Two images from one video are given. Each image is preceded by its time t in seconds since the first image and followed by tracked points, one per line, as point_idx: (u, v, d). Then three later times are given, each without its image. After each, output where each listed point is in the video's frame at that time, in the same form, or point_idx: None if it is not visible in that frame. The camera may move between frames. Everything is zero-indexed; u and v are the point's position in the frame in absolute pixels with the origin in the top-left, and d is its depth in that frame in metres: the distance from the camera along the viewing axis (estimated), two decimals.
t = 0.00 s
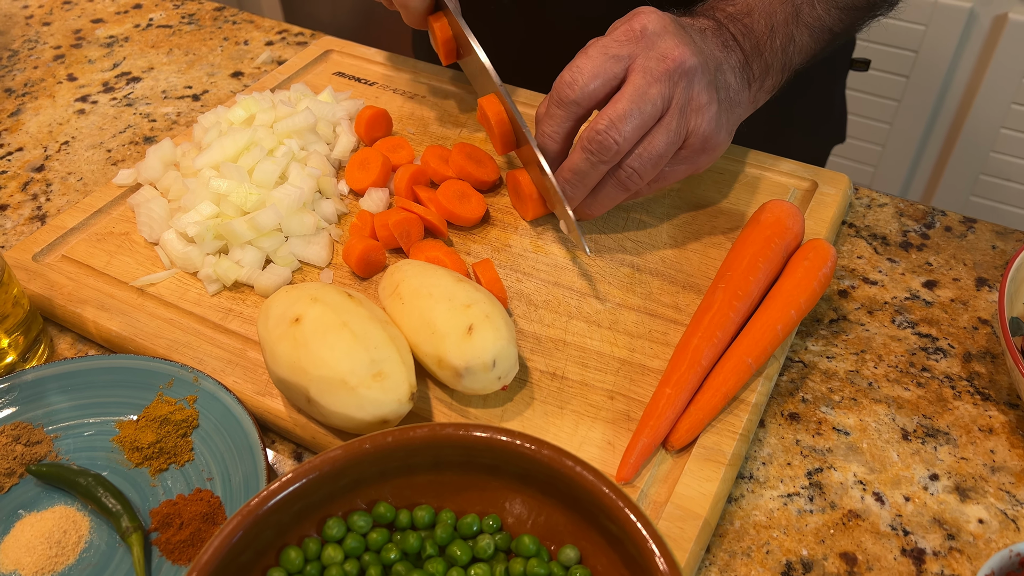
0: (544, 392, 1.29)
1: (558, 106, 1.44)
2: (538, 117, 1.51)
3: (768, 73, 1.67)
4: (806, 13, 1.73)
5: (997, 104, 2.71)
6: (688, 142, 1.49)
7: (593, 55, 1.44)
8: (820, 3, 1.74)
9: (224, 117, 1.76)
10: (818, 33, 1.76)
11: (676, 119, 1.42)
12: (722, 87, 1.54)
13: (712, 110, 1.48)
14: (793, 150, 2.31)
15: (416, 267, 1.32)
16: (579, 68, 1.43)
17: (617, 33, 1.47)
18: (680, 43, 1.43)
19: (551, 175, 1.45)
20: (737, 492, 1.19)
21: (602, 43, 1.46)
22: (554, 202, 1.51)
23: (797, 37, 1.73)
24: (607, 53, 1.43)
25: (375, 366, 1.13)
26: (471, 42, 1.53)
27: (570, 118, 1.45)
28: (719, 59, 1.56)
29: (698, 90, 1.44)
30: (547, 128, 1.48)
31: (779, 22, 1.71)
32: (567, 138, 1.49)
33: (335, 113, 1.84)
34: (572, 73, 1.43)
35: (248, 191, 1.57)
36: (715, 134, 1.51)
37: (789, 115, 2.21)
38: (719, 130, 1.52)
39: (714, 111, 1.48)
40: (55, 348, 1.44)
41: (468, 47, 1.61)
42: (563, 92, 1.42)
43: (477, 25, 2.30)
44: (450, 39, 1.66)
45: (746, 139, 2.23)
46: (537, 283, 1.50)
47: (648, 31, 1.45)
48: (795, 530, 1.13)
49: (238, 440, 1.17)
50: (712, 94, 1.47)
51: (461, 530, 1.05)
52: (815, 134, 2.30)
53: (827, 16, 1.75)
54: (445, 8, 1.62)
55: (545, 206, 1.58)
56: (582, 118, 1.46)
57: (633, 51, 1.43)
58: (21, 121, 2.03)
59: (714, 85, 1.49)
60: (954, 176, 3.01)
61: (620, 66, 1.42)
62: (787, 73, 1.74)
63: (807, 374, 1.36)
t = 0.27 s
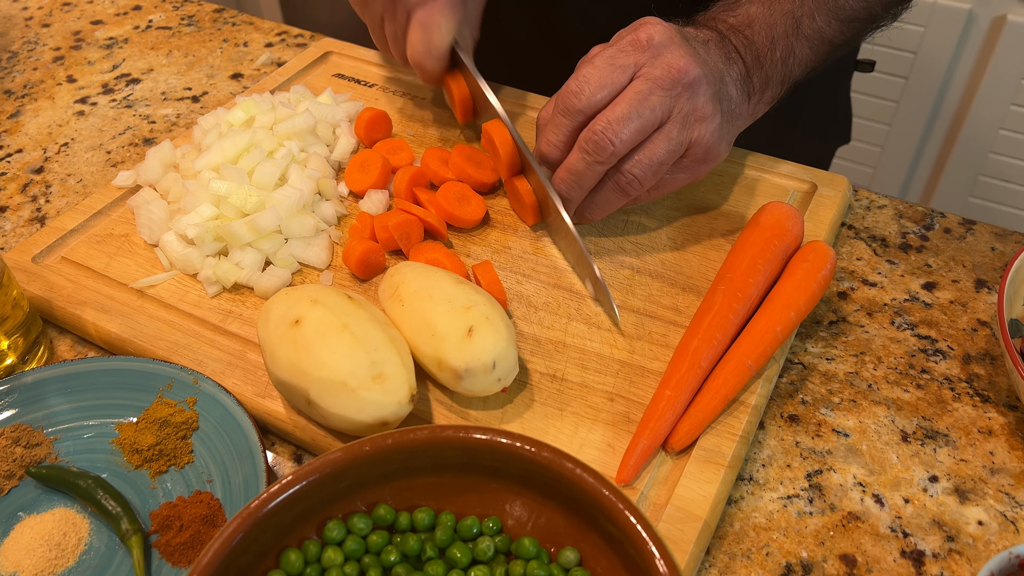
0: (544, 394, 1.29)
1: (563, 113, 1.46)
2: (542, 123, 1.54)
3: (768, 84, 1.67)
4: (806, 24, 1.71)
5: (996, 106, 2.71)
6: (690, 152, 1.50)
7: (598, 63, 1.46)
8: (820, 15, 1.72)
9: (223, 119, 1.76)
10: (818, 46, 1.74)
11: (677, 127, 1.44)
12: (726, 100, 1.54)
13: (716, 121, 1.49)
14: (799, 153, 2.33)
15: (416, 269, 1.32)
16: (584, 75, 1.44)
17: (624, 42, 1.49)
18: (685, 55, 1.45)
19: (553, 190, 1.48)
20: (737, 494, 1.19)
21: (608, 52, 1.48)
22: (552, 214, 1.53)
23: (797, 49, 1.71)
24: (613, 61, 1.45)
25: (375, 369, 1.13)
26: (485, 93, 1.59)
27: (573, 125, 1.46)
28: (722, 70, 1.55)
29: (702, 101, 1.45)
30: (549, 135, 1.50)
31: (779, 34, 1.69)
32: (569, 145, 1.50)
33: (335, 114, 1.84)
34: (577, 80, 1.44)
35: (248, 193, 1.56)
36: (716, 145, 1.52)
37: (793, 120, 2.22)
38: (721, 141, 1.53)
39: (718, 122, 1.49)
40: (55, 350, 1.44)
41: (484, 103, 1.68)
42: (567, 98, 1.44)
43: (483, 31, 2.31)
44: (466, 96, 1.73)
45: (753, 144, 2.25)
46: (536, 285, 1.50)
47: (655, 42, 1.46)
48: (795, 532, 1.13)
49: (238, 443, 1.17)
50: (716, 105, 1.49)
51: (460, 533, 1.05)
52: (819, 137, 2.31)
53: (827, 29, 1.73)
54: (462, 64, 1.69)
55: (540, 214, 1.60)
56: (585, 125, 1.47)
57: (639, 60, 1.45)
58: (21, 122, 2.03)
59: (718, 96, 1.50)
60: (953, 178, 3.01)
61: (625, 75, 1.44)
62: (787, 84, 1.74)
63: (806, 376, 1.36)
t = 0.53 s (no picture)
0: (543, 396, 1.29)
1: (580, 125, 1.44)
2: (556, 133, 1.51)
3: (766, 95, 1.68)
4: (801, 35, 1.72)
5: (994, 107, 2.72)
6: (701, 165, 1.51)
7: (614, 73, 1.43)
8: (815, 25, 1.73)
9: (223, 122, 1.76)
10: (813, 55, 1.75)
11: (692, 142, 1.44)
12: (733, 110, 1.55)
13: (728, 134, 1.49)
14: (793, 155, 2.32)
15: (415, 271, 1.32)
16: (602, 87, 1.42)
17: (640, 51, 1.46)
18: (700, 68, 1.44)
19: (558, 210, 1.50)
20: (736, 496, 1.19)
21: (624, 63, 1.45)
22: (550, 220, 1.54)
23: (793, 59, 1.72)
24: (630, 73, 1.42)
25: (374, 372, 1.13)
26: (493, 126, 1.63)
27: (590, 139, 1.45)
28: (728, 83, 1.55)
29: (715, 116, 1.46)
30: (562, 147, 1.48)
31: (778, 44, 1.70)
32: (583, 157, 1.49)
33: (334, 116, 1.84)
34: (595, 91, 1.42)
35: (247, 196, 1.56)
36: (726, 158, 1.52)
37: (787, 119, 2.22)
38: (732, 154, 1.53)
39: (728, 136, 1.50)
40: (55, 353, 1.44)
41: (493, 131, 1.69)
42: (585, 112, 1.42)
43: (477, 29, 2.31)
44: (471, 124, 1.73)
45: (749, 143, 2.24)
46: (535, 287, 1.50)
47: (672, 55, 1.44)
48: (794, 535, 1.13)
49: (238, 446, 1.17)
50: (728, 119, 1.49)
51: (459, 536, 1.05)
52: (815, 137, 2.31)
53: (822, 38, 1.74)
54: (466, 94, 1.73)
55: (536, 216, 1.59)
56: (601, 138, 1.46)
57: (656, 72, 1.43)
58: (20, 125, 2.03)
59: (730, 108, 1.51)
60: (952, 178, 3.02)
61: (642, 87, 1.42)
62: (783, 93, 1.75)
63: (805, 378, 1.37)
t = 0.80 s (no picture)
0: (543, 399, 1.29)
1: (549, 121, 1.43)
2: (527, 127, 1.50)
3: (757, 91, 1.62)
4: (796, 28, 1.62)
5: (993, 108, 2.72)
6: (676, 162, 1.49)
7: (585, 68, 1.41)
8: (809, 18, 1.61)
9: (222, 124, 1.76)
10: (807, 49, 1.65)
11: (665, 138, 1.43)
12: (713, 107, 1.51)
13: (703, 130, 1.46)
14: (782, 155, 2.31)
15: (415, 275, 1.32)
16: (571, 83, 1.41)
17: (613, 45, 1.44)
18: (671, 62, 1.40)
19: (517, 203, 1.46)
20: (736, 499, 1.19)
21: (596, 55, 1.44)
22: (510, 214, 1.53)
23: (786, 52, 1.63)
24: (599, 67, 1.40)
25: (373, 375, 1.13)
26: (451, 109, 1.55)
27: (559, 134, 1.45)
28: (709, 78, 1.50)
29: (687, 111, 1.43)
30: (534, 141, 1.48)
31: (770, 38, 1.61)
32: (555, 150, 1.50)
33: (333, 119, 1.84)
34: (564, 87, 1.41)
35: (246, 199, 1.56)
36: (703, 154, 1.49)
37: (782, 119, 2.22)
38: (708, 150, 1.50)
39: (704, 131, 1.46)
40: (53, 356, 1.44)
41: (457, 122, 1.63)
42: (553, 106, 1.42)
43: (470, 28, 2.30)
44: (440, 113, 1.69)
45: (737, 139, 2.24)
46: (535, 290, 1.50)
47: (643, 49, 1.41)
48: (794, 538, 1.13)
49: (237, 450, 1.17)
50: (702, 114, 1.45)
51: (459, 539, 1.05)
52: (807, 139, 2.31)
53: (816, 32, 1.63)
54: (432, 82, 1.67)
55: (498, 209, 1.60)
56: (572, 133, 1.45)
57: (626, 67, 1.40)
58: (18, 127, 2.03)
59: (705, 105, 1.47)
60: (951, 179, 3.02)
61: (612, 82, 1.41)
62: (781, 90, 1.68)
63: (805, 381, 1.37)
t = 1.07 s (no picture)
0: (541, 402, 1.29)
1: (527, 112, 1.47)
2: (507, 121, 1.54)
3: (731, 91, 1.69)
4: (770, 32, 1.73)
5: (992, 108, 2.72)
6: (647, 159, 1.54)
7: (564, 63, 1.46)
8: (784, 23, 1.73)
9: (220, 126, 1.76)
10: (782, 53, 1.77)
11: (638, 134, 1.47)
12: (687, 106, 1.58)
13: (674, 129, 1.53)
14: (779, 155, 2.30)
15: (413, 277, 1.32)
16: (550, 76, 1.45)
17: (591, 45, 1.50)
18: (648, 62, 1.48)
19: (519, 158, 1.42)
20: (735, 501, 1.19)
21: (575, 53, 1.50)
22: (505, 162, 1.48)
23: (759, 56, 1.74)
24: (578, 63, 1.46)
25: (372, 378, 1.13)
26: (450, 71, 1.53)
27: (536, 125, 1.48)
28: (685, 78, 1.59)
29: (662, 109, 1.49)
30: (512, 132, 1.51)
31: (745, 42, 1.72)
32: (530, 144, 1.52)
33: (332, 120, 1.83)
34: (543, 79, 1.45)
35: (244, 201, 1.56)
36: (674, 153, 1.55)
37: (780, 120, 2.22)
38: (680, 149, 1.56)
39: (676, 130, 1.53)
40: (51, 358, 1.43)
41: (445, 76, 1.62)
42: (531, 97, 1.45)
43: (468, 28, 2.28)
44: (427, 68, 1.67)
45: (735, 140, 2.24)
46: (533, 292, 1.50)
47: (620, 48, 1.49)
48: (793, 540, 1.13)
49: (236, 452, 1.17)
50: (675, 114, 1.52)
51: (458, 542, 1.04)
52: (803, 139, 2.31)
53: (792, 36, 1.75)
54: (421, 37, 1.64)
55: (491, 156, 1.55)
56: (547, 126, 1.48)
57: (603, 64, 1.47)
58: (17, 129, 2.02)
59: (679, 104, 1.54)
60: (949, 179, 3.02)
61: (589, 78, 1.46)
62: (754, 90, 1.78)
63: (804, 382, 1.36)
